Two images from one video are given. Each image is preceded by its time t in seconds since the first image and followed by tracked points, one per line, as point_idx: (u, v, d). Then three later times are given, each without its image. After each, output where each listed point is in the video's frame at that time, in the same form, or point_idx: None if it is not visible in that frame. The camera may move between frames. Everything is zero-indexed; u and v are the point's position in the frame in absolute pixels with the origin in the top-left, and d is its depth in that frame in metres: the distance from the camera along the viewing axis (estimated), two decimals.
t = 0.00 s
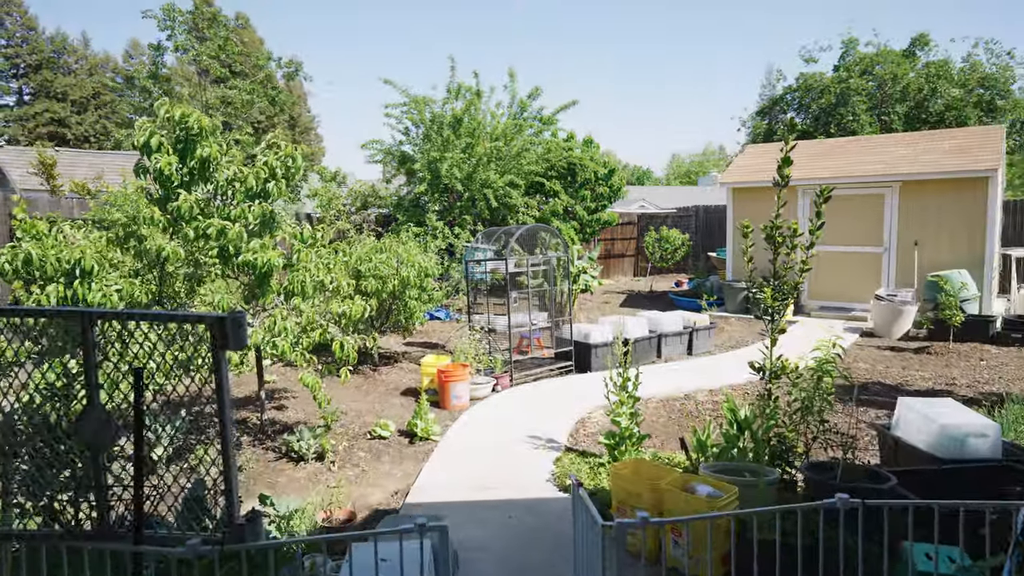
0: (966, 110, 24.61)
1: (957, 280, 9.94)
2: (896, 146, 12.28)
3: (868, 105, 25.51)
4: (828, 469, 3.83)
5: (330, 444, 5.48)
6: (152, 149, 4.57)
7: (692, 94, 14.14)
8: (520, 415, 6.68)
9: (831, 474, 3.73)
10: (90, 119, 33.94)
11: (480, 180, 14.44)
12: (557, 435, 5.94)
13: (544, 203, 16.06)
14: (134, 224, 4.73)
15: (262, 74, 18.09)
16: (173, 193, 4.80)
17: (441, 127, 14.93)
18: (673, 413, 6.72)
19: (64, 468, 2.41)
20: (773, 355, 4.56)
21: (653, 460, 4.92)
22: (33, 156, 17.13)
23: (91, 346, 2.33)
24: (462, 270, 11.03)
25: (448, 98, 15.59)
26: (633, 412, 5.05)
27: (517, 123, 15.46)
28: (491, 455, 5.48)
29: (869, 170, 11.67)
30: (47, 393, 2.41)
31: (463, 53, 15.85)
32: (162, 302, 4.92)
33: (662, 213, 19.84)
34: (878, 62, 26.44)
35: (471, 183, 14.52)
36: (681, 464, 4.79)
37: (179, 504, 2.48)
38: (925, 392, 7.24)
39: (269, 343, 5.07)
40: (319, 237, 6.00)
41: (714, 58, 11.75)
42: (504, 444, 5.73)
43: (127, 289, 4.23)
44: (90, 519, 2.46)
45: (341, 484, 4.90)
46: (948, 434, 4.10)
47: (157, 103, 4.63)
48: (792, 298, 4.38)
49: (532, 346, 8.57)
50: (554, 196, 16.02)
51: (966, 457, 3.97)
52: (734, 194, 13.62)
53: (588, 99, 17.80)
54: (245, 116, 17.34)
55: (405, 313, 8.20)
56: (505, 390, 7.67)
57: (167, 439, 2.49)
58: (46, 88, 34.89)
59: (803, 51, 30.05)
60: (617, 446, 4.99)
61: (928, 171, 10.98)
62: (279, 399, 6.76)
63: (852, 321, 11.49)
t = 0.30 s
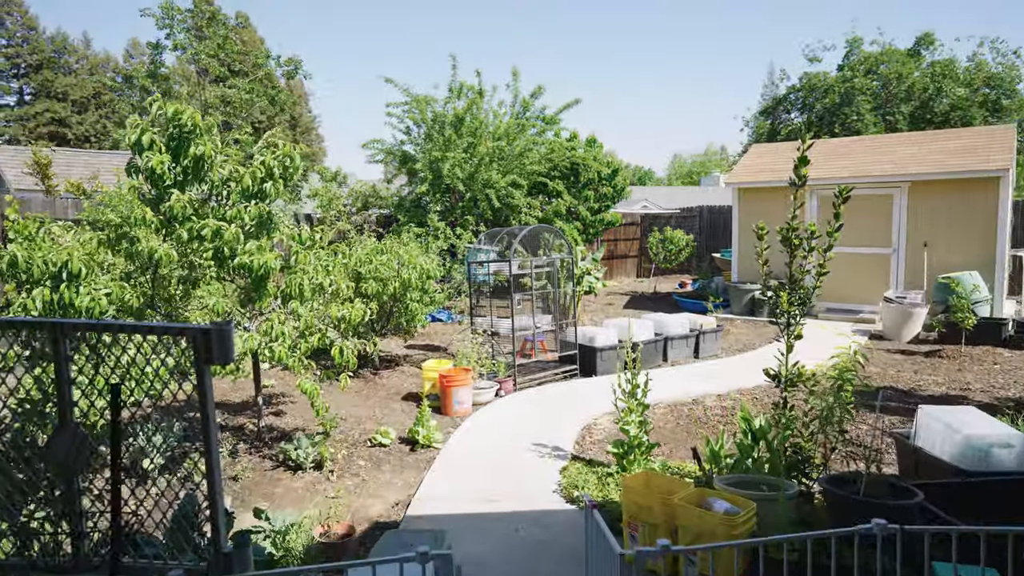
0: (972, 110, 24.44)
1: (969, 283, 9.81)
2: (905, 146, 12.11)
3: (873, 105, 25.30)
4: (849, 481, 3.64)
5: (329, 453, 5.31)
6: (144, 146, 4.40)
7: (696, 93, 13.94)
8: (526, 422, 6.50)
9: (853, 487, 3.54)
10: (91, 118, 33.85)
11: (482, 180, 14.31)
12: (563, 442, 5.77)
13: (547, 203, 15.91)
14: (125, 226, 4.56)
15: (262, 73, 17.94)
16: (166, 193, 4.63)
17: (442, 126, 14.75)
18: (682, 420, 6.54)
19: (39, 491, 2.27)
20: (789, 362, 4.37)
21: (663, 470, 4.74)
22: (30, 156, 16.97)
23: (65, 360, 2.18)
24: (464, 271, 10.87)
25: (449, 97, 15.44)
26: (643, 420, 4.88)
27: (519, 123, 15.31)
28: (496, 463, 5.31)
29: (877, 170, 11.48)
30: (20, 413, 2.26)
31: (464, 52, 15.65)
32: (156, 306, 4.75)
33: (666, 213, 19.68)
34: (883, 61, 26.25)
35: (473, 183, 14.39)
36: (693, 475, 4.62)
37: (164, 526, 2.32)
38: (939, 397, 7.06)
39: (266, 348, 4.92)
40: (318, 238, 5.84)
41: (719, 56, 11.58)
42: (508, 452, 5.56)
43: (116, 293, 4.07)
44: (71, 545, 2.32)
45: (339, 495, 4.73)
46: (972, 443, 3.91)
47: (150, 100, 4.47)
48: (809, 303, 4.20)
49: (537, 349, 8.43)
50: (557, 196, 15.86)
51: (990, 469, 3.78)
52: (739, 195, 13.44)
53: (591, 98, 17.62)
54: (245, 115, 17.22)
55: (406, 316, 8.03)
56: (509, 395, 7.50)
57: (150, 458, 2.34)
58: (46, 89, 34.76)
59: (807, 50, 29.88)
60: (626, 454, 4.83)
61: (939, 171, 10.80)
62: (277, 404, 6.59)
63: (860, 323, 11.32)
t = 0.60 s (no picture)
0: (976, 108, 24.21)
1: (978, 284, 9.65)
2: (912, 145, 11.92)
3: (876, 104, 25.07)
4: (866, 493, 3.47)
5: (323, 459, 5.15)
6: (131, 142, 4.21)
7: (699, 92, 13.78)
8: (527, 426, 6.32)
9: (871, 499, 3.38)
10: (91, 118, 33.72)
11: (482, 179, 14.15)
12: (565, 448, 5.61)
13: (548, 203, 15.73)
14: (113, 225, 4.37)
15: (261, 72, 17.81)
16: (154, 191, 4.44)
17: (443, 125, 14.59)
18: (688, 425, 6.36)
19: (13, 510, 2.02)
20: (800, 367, 4.20)
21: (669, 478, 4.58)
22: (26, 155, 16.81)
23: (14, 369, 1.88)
24: (464, 272, 10.70)
25: (450, 96, 15.26)
26: (648, 425, 4.71)
27: (520, 121, 15.14)
28: (495, 471, 5.15)
29: (884, 169, 11.31)
30: None
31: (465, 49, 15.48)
32: (145, 307, 4.58)
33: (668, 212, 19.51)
34: (887, 60, 26.05)
35: (473, 182, 14.23)
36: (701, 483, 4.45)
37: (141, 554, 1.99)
38: (950, 401, 6.87)
39: (258, 351, 4.75)
40: (314, 237, 5.67)
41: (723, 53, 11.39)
42: (508, 459, 5.39)
43: (99, 294, 3.91)
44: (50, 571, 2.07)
45: (333, 505, 4.56)
46: (992, 452, 3.70)
47: (136, 95, 4.27)
48: (822, 306, 4.02)
49: (537, 351, 8.30)
50: (559, 196, 15.69)
51: (1012, 479, 3.57)
52: (743, 194, 13.26)
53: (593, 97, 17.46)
54: (243, 114, 17.07)
55: (405, 318, 7.86)
56: (510, 398, 7.34)
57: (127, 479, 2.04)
58: (46, 88, 34.63)
59: (810, 49, 29.68)
60: (631, 461, 4.67)
61: (947, 169, 10.61)
62: (272, 408, 6.43)
63: (866, 324, 11.14)
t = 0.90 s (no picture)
0: (980, 107, 24.00)
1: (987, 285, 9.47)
2: (917, 143, 11.74)
3: (879, 103, 24.88)
4: (880, 508, 3.30)
5: (314, 468, 4.98)
6: (112, 141, 3.99)
7: (699, 93, 13.67)
8: (524, 433, 6.14)
9: (887, 514, 3.20)
10: (89, 118, 33.54)
11: (481, 179, 13.98)
12: (564, 455, 5.43)
13: (548, 203, 15.56)
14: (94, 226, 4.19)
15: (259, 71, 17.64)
16: (136, 191, 4.23)
17: (442, 124, 14.43)
18: (694, 430, 6.19)
19: None
20: (810, 372, 4.02)
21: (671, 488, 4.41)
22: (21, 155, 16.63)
23: None
24: (463, 273, 10.52)
25: (448, 94, 15.08)
26: (651, 434, 4.54)
27: (520, 120, 14.95)
28: (493, 479, 4.98)
29: (889, 168, 11.13)
30: None
31: (464, 47, 15.29)
32: (129, 310, 4.44)
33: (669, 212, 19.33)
34: (889, 59, 25.89)
35: (472, 182, 14.05)
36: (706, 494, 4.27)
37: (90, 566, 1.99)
38: (961, 406, 6.69)
39: (245, 356, 4.58)
40: (307, 237, 5.52)
41: (726, 52, 11.22)
42: (506, 467, 5.22)
43: (75, 299, 3.77)
44: None
45: (323, 516, 4.39)
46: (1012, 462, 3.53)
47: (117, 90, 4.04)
48: (832, 309, 3.84)
49: (536, 353, 8.01)
50: (559, 196, 15.51)
51: None
52: (746, 193, 13.08)
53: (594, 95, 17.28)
54: (240, 114, 16.89)
55: (401, 320, 7.69)
56: (509, 403, 7.16)
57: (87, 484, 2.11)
58: (46, 88, 34.52)
59: (812, 48, 29.51)
60: (633, 471, 4.49)
61: (953, 168, 10.43)
62: (263, 414, 6.26)
63: (871, 325, 10.96)
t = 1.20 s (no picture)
0: (983, 107, 23.82)
1: (995, 287, 9.30)
2: (922, 144, 11.59)
3: (881, 103, 24.72)
4: (894, 523, 3.14)
5: (306, 476, 4.83)
6: (94, 140, 3.82)
7: (701, 93, 13.56)
8: (522, 439, 5.99)
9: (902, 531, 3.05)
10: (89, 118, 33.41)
11: (481, 179, 13.83)
12: (564, 463, 5.28)
13: (548, 203, 15.40)
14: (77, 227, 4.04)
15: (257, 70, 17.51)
16: (120, 192, 4.05)
17: (441, 124, 14.31)
18: (697, 436, 6.04)
19: None
20: (819, 380, 3.87)
21: (675, 498, 4.26)
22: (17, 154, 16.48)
23: None
24: (461, 274, 10.39)
25: (448, 93, 14.94)
26: (654, 442, 4.39)
27: (520, 120, 14.79)
28: (491, 488, 4.83)
29: (894, 169, 10.98)
30: None
31: (463, 46, 15.12)
32: (115, 314, 4.30)
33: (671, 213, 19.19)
34: (892, 59, 25.76)
35: (472, 182, 13.90)
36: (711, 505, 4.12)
37: None
38: (970, 411, 6.52)
39: (235, 360, 4.44)
40: (300, 239, 5.38)
41: (728, 51, 11.07)
42: (504, 475, 5.08)
43: (54, 305, 3.64)
44: None
45: (313, 528, 4.24)
46: None
47: (99, 87, 3.86)
48: (843, 314, 3.71)
49: (537, 356, 7.88)
50: (559, 196, 15.35)
51: None
52: (749, 194, 12.93)
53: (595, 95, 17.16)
54: (238, 114, 16.75)
55: (398, 322, 7.55)
56: (508, 407, 7.02)
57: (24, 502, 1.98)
58: (46, 88, 34.51)
59: (813, 47, 29.38)
60: (636, 480, 4.35)
61: (959, 168, 10.28)
62: (256, 420, 6.11)
63: (875, 328, 10.81)
